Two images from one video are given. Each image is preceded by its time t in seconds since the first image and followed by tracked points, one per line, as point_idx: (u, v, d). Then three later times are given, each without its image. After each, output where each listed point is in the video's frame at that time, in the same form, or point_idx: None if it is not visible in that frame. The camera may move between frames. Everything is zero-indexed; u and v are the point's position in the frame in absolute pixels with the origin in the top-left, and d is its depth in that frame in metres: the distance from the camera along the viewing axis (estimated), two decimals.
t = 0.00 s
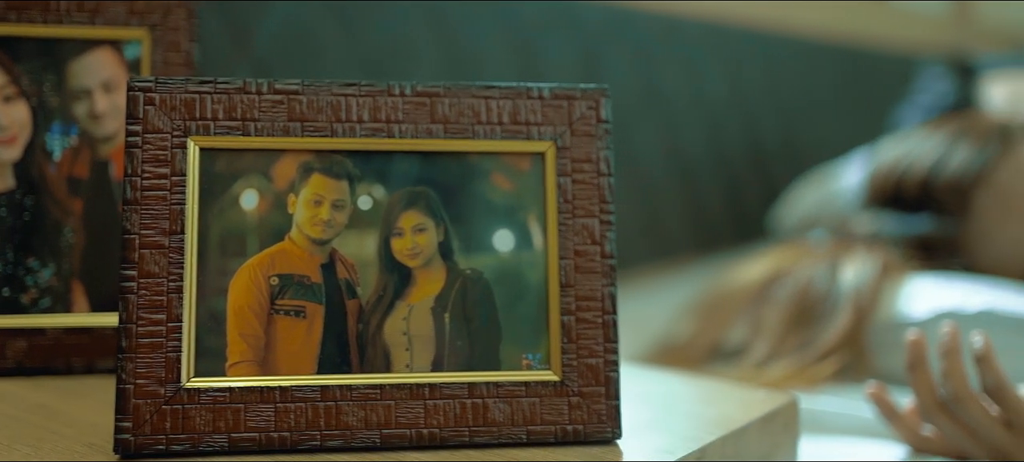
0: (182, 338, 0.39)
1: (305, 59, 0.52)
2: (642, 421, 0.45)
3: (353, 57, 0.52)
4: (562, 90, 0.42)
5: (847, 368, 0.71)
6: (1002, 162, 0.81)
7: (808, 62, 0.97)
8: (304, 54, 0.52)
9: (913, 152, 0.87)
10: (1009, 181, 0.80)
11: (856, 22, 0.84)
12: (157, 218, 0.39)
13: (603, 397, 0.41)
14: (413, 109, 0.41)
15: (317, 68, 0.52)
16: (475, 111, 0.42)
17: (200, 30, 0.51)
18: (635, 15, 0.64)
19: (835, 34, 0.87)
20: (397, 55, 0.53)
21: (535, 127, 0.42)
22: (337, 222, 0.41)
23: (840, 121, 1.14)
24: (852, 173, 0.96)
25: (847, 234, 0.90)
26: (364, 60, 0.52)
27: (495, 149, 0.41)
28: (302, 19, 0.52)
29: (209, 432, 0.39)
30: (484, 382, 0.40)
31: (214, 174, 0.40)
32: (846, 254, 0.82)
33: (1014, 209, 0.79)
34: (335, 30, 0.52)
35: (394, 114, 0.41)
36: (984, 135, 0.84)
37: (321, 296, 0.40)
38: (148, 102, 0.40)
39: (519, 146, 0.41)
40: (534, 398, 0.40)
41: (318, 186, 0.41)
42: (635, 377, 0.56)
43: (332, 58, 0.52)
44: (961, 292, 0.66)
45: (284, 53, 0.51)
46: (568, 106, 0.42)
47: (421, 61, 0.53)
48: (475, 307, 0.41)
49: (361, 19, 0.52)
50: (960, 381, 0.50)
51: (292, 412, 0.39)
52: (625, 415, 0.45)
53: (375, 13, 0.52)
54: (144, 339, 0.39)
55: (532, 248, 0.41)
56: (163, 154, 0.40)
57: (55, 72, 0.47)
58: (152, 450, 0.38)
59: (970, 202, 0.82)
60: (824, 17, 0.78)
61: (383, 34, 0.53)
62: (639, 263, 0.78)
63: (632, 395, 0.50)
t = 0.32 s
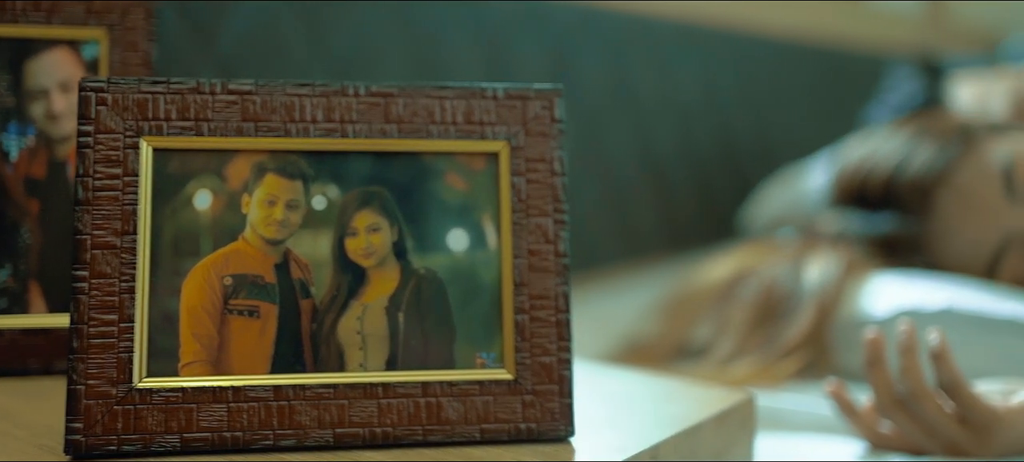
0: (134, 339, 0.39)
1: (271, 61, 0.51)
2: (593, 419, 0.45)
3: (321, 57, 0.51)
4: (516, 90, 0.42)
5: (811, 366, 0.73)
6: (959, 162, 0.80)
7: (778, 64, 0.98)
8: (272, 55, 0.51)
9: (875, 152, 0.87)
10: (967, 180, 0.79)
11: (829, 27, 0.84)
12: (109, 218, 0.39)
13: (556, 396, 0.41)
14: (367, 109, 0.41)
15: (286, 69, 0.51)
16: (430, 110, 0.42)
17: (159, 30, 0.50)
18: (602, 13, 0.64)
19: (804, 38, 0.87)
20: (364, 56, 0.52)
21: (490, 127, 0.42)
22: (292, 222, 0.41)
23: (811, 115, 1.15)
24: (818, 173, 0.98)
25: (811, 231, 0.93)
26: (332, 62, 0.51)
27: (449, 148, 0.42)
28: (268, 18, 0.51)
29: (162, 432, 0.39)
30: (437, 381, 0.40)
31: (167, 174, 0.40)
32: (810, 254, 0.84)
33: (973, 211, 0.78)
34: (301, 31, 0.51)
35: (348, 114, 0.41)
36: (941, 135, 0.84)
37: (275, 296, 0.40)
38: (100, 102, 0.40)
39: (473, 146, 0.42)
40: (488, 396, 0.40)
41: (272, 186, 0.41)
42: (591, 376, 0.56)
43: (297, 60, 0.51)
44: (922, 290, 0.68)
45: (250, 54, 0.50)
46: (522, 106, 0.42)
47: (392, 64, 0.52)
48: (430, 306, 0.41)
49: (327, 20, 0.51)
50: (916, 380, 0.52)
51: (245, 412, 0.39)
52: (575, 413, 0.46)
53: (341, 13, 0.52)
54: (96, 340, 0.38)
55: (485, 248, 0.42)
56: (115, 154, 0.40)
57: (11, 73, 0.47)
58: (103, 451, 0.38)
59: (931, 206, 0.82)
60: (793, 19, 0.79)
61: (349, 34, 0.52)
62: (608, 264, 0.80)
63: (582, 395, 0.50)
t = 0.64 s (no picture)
0: (82, 338, 0.39)
1: (232, 61, 0.50)
2: (543, 416, 0.46)
3: (284, 60, 0.51)
4: (467, 89, 0.42)
5: (771, 364, 0.74)
6: (918, 161, 0.81)
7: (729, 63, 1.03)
8: (234, 58, 0.50)
9: (835, 153, 0.88)
10: (926, 177, 0.79)
11: (773, 30, 0.87)
12: (57, 218, 0.39)
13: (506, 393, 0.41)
14: (317, 108, 0.42)
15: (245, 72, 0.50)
16: (381, 109, 0.42)
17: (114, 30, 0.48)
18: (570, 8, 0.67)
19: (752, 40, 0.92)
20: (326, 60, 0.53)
21: (440, 125, 0.42)
22: (242, 220, 0.41)
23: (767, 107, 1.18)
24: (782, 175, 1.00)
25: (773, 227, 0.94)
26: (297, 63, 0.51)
27: (400, 147, 0.42)
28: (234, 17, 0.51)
29: (110, 431, 0.39)
30: (388, 379, 0.40)
31: (116, 173, 0.40)
32: (770, 251, 0.84)
33: (932, 209, 0.78)
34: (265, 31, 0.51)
35: (298, 113, 0.41)
36: (901, 135, 0.85)
37: (225, 295, 0.40)
38: (47, 101, 0.39)
39: (423, 144, 0.42)
40: (438, 394, 0.41)
41: (222, 185, 0.41)
42: (547, 374, 0.56)
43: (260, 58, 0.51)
44: (881, 287, 0.70)
45: (218, 55, 0.50)
46: (473, 104, 0.42)
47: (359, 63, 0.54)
48: (380, 303, 0.41)
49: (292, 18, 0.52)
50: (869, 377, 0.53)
51: (193, 411, 0.39)
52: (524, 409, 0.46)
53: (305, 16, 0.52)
54: (43, 339, 0.38)
55: (436, 246, 0.42)
56: (63, 153, 0.39)
57: None
58: (50, 450, 0.38)
59: (888, 203, 0.82)
60: (757, 20, 0.81)
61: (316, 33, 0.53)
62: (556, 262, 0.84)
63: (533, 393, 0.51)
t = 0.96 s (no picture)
0: (25, 342, 0.38)
1: (200, 67, 0.52)
2: (494, 416, 0.46)
3: (249, 65, 0.54)
4: (416, 90, 0.43)
5: (727, 362, 0.75)
6: (877, 162, 0.81)
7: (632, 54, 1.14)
8: (197, 57, 0.51)
9: (797, 154, 0.87)
10: (884, 178, 0.80)
11: (730, 29, 0.92)
12: None
13: (454, 394, 0.41)
14: (265, 110, 0.41)
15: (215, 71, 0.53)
16: (329, 110, 0.42)
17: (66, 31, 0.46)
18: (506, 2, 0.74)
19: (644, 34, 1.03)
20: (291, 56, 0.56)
21: (389, 127, 0.42)
22: (189, 222, 0.41)
23: (671, 84, 1.31)
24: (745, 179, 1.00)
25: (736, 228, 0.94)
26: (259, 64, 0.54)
27: (349, 148, 0.42)
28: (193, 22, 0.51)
29: (53, 435, 0.38)
30: (336, 381, 0.40)
31: (61, 175, 0.40)
32: (732, 251, 0.85)
33: (890, 209, 0.79)
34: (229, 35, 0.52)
35: (246, 114, 0.41)
36: (861, 135, 0.84)
37: (171, 297, 0.40)
38: None
39: (371, 146, 0.42)
40: (386, 395, 0.41)
41: (169, 187, 0.41)
42: (503, 374, 0.56)
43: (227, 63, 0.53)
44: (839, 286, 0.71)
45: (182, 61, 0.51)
46: (422, 106, 0.42)
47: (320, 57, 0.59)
48: (329, 305, 0.41)
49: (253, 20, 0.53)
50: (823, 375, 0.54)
51: (139, 413, 0.39)
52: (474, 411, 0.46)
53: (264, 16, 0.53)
54: None
55: (385, 248, 0.42)
56: (7, 156, 0.39)
57: None
58: None
59: (848, 203, 0.82)
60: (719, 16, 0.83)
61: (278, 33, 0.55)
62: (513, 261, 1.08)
63: (486, 394, 0.51)
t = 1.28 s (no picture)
0: None
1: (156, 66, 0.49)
2: (443, 415, 0.46)
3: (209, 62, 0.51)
4: (363, 89, 0.43)
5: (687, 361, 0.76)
6: (834, 159, 0.82)
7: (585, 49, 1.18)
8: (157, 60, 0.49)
9: (756, 153, 0.88)
10: (841, 175, 0.80)
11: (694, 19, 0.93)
12: None
13: (401, 392, 0.42)
14: (211, 109, 0.41)
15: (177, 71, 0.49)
16: (276, 110, 0.42)
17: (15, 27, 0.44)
18: None
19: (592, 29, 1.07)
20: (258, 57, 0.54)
21: (336, 126, 0.42)
22: (134, 222, 0.40)
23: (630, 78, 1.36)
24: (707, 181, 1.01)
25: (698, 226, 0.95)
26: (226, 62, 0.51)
27: (296, 148, 0.42)
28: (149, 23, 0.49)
29: None
30: (282, 380, 0.41)
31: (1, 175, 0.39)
32: (692, 250, 0.86)
33: (845, 204, 0.80)
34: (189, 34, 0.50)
35: (192, 114, 0.41)
36: (819, 135, 0.86)
37: (116, 297, 0.40)
38: None
39: (318, 145, 0.42)
40: (333, 394, 0.41)
41: (114, 186, 0.40)
42: (460, 374, 0.56)
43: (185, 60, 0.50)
44: (796, 286, 0.71)
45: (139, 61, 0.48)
46: (369, 105, 0.42)
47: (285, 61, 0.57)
48: (276, 304, 0.41)
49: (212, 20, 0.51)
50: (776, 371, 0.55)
51: (83, 414, 0.39)
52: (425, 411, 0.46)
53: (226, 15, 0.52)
54: None
55: (332, 247, 0.42)
56: None
57: None
58: None
59: (806, 201, 0.83)
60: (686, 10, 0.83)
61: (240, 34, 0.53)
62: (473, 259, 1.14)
63: (439, 394, 0.51)
